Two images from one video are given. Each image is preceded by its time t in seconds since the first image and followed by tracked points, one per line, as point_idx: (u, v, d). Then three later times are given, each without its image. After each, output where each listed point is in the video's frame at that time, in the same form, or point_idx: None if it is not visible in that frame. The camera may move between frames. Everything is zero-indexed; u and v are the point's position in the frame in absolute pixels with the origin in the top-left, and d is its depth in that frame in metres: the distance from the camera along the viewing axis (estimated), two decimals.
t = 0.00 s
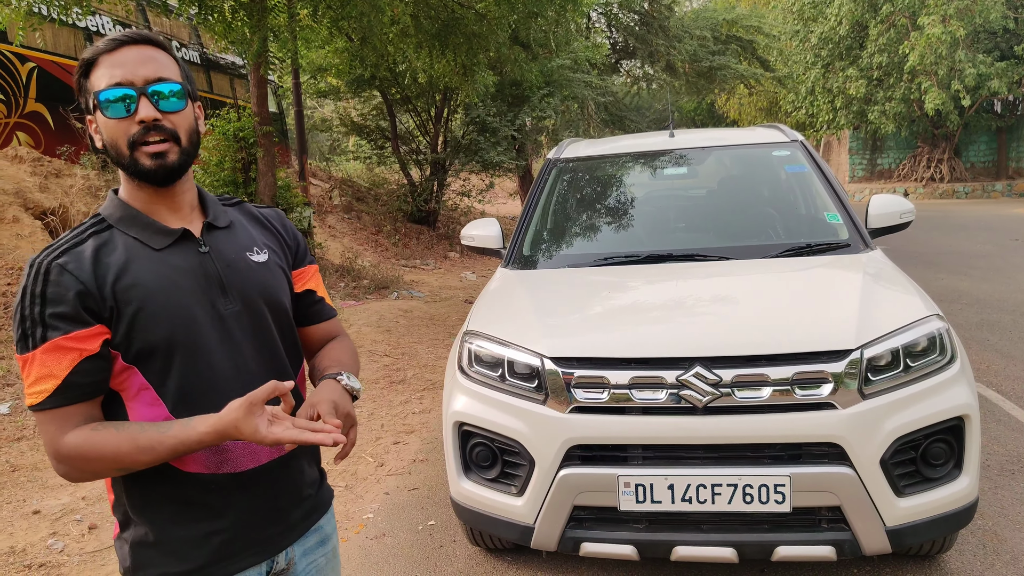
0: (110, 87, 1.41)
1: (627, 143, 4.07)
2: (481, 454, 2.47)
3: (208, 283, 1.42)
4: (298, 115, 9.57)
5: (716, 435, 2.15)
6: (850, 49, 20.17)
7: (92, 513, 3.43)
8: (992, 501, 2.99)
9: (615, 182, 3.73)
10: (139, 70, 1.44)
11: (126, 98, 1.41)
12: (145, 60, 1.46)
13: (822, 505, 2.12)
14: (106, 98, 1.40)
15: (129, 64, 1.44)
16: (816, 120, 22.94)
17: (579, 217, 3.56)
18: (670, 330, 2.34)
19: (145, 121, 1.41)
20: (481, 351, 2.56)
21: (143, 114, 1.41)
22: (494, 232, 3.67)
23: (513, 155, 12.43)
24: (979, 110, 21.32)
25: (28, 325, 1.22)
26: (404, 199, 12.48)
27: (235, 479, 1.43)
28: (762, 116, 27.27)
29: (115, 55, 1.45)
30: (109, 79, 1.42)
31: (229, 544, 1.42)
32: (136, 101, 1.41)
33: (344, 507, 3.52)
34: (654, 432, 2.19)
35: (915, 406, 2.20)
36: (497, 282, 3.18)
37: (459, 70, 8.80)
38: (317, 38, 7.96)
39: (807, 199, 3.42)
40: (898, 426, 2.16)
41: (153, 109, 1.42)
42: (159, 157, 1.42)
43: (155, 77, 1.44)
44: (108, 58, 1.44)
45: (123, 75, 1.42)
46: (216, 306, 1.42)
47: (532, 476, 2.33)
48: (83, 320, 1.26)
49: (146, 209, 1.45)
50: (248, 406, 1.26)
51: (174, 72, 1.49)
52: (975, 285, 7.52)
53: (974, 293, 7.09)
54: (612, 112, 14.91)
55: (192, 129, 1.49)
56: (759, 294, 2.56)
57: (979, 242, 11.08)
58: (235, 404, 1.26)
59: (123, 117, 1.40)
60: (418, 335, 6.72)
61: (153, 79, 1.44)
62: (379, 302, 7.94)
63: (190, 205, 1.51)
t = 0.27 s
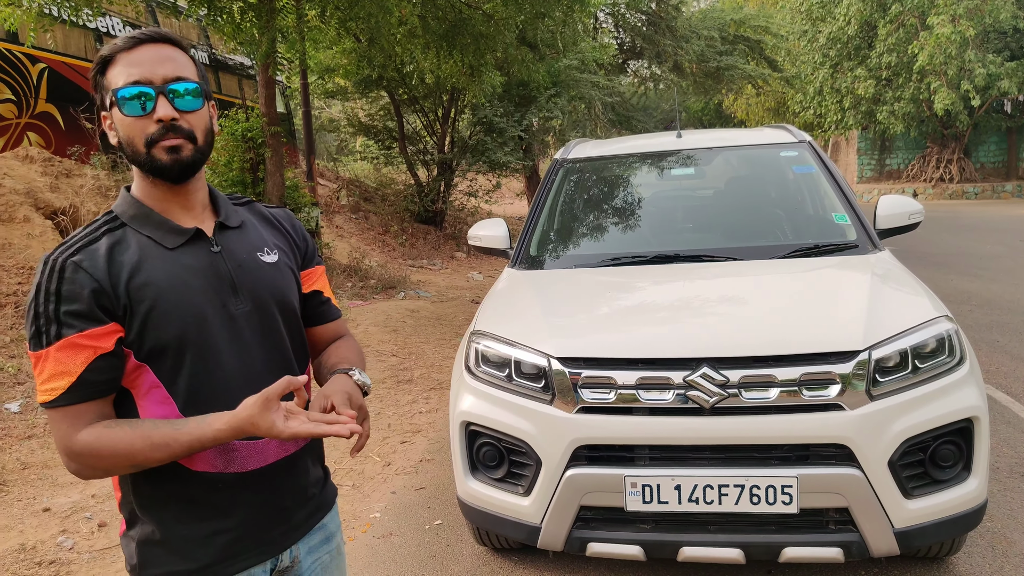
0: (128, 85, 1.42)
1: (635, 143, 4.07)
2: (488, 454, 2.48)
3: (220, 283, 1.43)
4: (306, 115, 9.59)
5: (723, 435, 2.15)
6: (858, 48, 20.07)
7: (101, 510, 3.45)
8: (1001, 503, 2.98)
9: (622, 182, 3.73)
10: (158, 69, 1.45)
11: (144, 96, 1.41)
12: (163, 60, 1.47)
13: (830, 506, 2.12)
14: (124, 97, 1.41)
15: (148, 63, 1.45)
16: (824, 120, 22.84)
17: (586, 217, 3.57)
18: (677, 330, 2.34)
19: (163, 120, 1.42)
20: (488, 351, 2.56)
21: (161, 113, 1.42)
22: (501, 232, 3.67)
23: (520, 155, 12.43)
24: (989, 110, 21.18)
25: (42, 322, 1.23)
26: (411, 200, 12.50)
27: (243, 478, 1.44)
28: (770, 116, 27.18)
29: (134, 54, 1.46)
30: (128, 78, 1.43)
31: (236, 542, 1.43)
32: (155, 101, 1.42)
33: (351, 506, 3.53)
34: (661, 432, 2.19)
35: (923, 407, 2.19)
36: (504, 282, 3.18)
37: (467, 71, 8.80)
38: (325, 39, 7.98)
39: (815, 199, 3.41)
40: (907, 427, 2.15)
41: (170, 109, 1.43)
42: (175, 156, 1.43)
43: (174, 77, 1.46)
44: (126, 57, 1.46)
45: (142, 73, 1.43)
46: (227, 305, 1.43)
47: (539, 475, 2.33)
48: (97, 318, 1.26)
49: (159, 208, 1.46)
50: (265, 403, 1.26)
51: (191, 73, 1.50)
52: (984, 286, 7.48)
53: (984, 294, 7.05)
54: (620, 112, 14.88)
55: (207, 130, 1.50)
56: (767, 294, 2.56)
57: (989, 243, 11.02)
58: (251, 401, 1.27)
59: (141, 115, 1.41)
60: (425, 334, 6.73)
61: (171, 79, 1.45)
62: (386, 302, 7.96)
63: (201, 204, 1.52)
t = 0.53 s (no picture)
0: (160, 89, 1.42)
1: (641, 144, 4.08)
2: (494, 454, 2.48)
3: (225, 284, 1.44)
4: (313, 116, 9.62)
5: (729, 436, 2.15)
6: (866, 49, 20.00)
7: (109, 510, 3.47)
8: (1009, 504, 2.97)
9: (628, 183, 3.73)
10: (191, 76, 1.46)
11: (177, 100, 1.42)
12: (193, 66, 1.48)
13: (837, 507, 2.11)
14: (156, 99, 1.41)
15: (181, 67, 1.46)
16: (831, 121, 22.77)
17: (592, 218, 3.57)
18: (683, 331, 2.34)
19: (195, 126, 1.43)
20: (494, 351, 2.57)
21: (194, 119, 1.43)
22: (507, 233, 3.68)
23: (527, 156, 12.44)
24: (997, 110, 21.09)
25: (53, 323, 1.23)
26: (418, 200, 12.51)
27: (249, 478, 1.45)
28: (777, 117, 27.10)
29: (164, 54, 1.46)
30: (160, 80, 1.43)
31: (243, 543, 1.44)
32: (188, 106, 1.43)
33: (357, 506, 3.54)
34: (667, 433, 2.19)
35: (930, 409, 2.18)
36: (510, 283, 3.19)
37: (473, 72, 8.82)
38: (332, 40, 8.01)
39: (821, 200, 3.41)
40: (914, 428, 2.15)
41: (202, 116, 1.45)
42: (200, 162, 1.45)
43: (204, 85, 1.48)
44: (157, 57, 1.45)
45: (175, 78, 1.44)
46: (233, 306, 1.44)
47: (545, 476, 2.34)
48: (107, 320, 1.27)
49: (163, 209, 1.46)
50: (286, 400, 1.27)
51: (215, 81, 1.53)
52: (992, 287, 7.44)
53: (991, 295, 7.01)
54: (626, 113, 14.87)
55: (225, 137, 1.53)
56: (773, 295, 2.56)
57: (996, 244, 10.97)
58: (272, 398, 1.28)
59: (171, 119, 1.42)
60: (431, 335, 6.74)
61: (201, 87, 1.47)
62: (393, 302, 7.98)
63: (204, 207, 1.54)
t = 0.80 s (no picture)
0: (203, 124, 1.39)
1: (644, 148, 4.09)
2: (497, 459, 2.49)
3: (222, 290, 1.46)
4: (316, 121, 9.66)
5: (731, 440, 2.15)
6: (868, 53, 20.00)
7: (112, 514, 3.48)
8: (1012, 508, 2.96)
9: (631, 187, 3.74)
10: (235, 113, 1.44)
11: (219, 140, 1.40)
12: (237, 102, 1.46)
13: (839, 511, 2.12)
14: (197, 135, 1.38)
15: (228, 105, 1.43)
16: (834, 125, 22.78)
17: (595, 222, 3.58)
18: (685, 335, 2.35)
19: (229, 166, 1.43)
20: (497, 355, 2.58)
21: (229, 159, 1.42)
22: (510, 237, 3.69)
23: (530, 160, 12.46)
24: (999, 114, 21.08)
25: (56, 306, 1.23)
26: (421, 204, 12.54)
27: (249, 482, 1.46)
28: (779, 121, 27.11)
29: (212, 85, 1.42)
30: (206, 113, 1.40)
31: (242, 547, 1.45)
32: (227, 147, 1.41)
33: (360, 510, 3.54)
34: (670, 437, 2.20)
35: (932, 412, 2.19)
36: (513, 287, 3.20)
37: (476, 77, 8.86)
38: (336, 45, 8.05)
39: (823, 204, 3.41)
40: (916, 432, 2.15)
41: (238, 156, 1.44)
42: (224, 198, 1.45)
43: (245, 123, 1.46)
44: (205, 90, 1.41)
45: (221, 116, 1.41)
46: (231, 313, 1.46)
47: (548, 480, 2.34)
48: (109, 300, 1.27)
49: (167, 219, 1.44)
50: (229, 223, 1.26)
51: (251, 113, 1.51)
52: (995, 291, 7.44)
53: (995, 299, 7.01)
54: (629, 117, 14.88)
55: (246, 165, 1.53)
56: (775, 299, 2.56)
57: (999, 248, 10.96)
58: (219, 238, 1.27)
59: (208, 155, 1.39)
60: (434, 339, 6.75)
61: (242, 125, 1.45)
62: (396, 306, 8.00)
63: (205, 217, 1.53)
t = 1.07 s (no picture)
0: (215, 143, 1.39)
1: (646, 153, 4.10)
2: (500, 464, 2.49)
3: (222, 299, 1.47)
4: (319, 126, 9.69)
5: (733, 445, 2.15)
6: (869, 58, 20.02)
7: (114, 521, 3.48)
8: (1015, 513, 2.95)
9: (632, 192, 3.75)
10: (249, 133, 1.44)
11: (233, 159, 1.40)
12: (252, 124, 1.45)
13: (842, 516, 2.11)
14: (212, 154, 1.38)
15: (243, 124, 1.43)
16: (835, 129, 22.79)
17: (597, 227, 3.58)
18: (687, 340, 2.35)
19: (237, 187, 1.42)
20: (499, 360, 2.58)
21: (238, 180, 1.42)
22: (512, 242, 3.70)
23: (531, 165, 12.48)
24: (1000, 118, 21.08)
25: (73, 305, 1.23)
26: (423, 209, 12.56)
27: (248, 488, 1.46)
28: (781, 125, 27.13)
29: (229, 105, 1.41)
30: (221, 132, 1.39)
31: (243, 552, 1.46)
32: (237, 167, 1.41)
33: (363, 516, 3.54)
34: (672, 442, 2.20)
35: (934, 416, 2.19)
36: (515, 292, 3.20)
37: (478, 82, 8.88)
38: (338, 51, 8.08)
39: (825, 209, 3.42)
40: (918, 436, 2.15)
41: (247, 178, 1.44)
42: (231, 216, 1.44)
43: (255, 142, 1.45)
44: (220, 108, 1.40)
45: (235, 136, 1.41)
46: (230, 321, 1.47)
47: (550, 485, 2.34)
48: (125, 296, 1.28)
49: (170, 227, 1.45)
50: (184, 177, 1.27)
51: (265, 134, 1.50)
52: (997, 295, 7.42)
53: (997, 303, 7.00)
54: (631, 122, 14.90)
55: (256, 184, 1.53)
56: (776, 303, 2.56)
57: (1001, 252, 10.95)
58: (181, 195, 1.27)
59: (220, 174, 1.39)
60: (437, 344, 6.75)
61: (253, 144, 1.45)
62: (398, 311, 8.01)
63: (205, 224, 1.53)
